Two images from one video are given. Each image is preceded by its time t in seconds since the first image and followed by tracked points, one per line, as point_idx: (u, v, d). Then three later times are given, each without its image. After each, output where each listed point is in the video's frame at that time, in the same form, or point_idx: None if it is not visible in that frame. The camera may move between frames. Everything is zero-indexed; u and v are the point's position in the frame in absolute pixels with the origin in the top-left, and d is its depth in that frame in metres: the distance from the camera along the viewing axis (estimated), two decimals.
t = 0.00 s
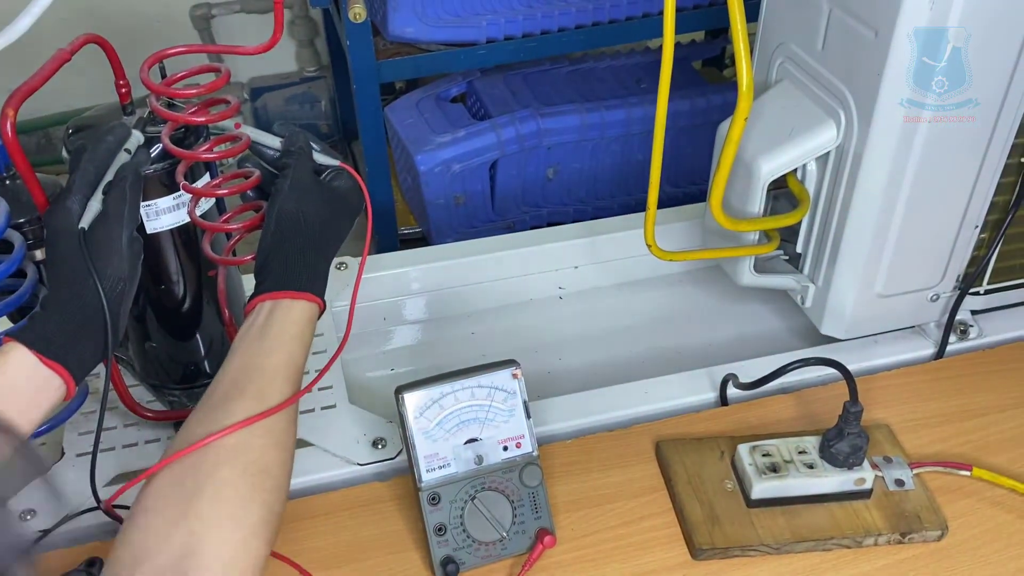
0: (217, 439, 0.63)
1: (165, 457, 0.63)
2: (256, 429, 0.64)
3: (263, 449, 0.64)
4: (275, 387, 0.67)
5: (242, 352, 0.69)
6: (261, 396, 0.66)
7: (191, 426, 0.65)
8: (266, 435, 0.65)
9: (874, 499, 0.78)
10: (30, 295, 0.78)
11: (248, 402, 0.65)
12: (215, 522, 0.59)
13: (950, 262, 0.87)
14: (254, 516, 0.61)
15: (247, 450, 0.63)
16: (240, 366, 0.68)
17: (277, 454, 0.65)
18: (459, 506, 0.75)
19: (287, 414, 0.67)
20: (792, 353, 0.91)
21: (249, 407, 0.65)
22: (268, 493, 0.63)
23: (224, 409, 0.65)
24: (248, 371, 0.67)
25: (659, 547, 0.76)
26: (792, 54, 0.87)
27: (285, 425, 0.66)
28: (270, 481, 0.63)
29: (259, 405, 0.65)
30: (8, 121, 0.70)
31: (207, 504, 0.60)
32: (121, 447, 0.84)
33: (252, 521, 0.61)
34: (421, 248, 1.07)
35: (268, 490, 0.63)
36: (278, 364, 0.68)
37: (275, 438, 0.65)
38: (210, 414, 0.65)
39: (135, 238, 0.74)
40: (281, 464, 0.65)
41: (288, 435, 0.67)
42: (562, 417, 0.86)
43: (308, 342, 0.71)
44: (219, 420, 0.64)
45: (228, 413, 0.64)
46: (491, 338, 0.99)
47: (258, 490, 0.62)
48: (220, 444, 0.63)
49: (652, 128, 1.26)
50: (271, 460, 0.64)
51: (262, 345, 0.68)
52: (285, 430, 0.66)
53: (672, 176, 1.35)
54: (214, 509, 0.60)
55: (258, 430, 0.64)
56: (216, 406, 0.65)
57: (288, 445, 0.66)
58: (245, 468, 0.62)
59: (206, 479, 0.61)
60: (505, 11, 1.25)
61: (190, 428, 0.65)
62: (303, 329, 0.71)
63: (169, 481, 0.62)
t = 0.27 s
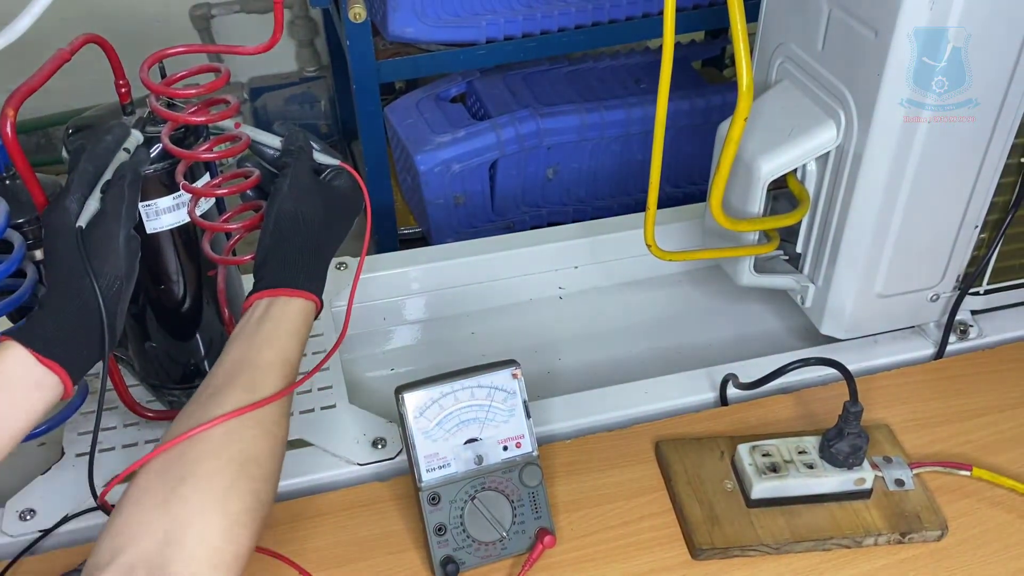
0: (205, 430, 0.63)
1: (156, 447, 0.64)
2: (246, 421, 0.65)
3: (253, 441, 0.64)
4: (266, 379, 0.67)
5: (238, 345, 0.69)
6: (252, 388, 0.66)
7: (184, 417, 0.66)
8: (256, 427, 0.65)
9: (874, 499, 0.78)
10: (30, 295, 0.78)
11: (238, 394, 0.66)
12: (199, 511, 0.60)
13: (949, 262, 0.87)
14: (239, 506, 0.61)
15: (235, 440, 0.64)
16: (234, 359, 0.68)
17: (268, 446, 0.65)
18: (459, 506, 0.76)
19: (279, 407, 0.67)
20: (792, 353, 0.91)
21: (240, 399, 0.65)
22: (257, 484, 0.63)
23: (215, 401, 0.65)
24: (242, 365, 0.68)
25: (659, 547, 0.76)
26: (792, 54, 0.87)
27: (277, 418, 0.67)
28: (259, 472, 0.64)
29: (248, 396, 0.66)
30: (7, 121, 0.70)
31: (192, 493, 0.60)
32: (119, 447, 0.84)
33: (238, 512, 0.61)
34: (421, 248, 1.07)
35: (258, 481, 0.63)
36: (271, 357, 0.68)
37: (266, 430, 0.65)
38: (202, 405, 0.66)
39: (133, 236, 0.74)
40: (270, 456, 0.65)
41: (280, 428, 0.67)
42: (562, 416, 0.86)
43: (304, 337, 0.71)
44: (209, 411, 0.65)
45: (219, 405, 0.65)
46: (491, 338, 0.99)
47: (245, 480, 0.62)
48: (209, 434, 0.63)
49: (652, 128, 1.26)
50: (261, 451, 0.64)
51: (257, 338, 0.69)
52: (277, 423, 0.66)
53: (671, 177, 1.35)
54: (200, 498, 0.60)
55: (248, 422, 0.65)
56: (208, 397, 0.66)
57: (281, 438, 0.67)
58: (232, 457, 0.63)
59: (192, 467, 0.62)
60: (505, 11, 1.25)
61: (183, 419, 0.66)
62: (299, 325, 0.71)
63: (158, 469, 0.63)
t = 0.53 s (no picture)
0: (193, 422, 0.63)
1: (148, 440, 0.64)
2: (235, 414, 0.64)
3: (243, 433, 0.64)
4: (259, 374, 0.67)
5: (234, 340, 0.70)
6: (243, 382, 0.66)
7: (178, 410, 0.66)
8: (244, 419, 0.65)
9: (874, 500, 0.78)
10: (30, 295, 0.78)
11: (229, 387, 0.66)
12: (183, 500, 0.60)
13: (950, 262, 0.87)
14: (225, 496, 0.61)
15: (224, 433, 0.64)
16: (230, 353, 0.69)
17: (259, 439, 0.65)
18: (459, 506, 0.75)
19: (273, 402, 0.67)
20: (791, 353, 0.92)
21: (231, 392, 0.65)
22: (245, 476, 0.63)
23: (208, 394, 0.66)
24: (237, 360, 0.68)
25: (659, 548, 0.76)
26: (793, 55, 0.87)
27: (270, 413, 0.67)
28: (248, 464, 0.63)
29: (239, 390, 0.66)
30: (8, 121, 0.70)
31: (178, 483, 0.61)
32: (119, 446, 0.84)
33: (225, 501, 0.61)
34: (421, 248, 1.07)
35: (246, 473, 0.63)
36: (265, 352, 0.68)
37: (255, 422, 0.65)
38: (196, 398, 0.66)
39: (130, 233, 0.73)
40: (260, 450, 0.65)
41: (273, 423, 0.66)
42: (562, 416, 0.86)
43: (300, 334, 0.71)
44: (201, 404, 0.65)
45: (211, 397, 0.65)
46: (491, 338, 0.99)
47: (231, 471, 0.62)
48: (198, 426, 0.63)
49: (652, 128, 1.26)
50: (249, 442, 0.64)
51: (253, 333, 0.69)
52: (268, 416, 0.66)
53: (672, 177, 1.35)
54: (183, 488, 0.60)
55: (237, 415, 0.64)
56: (202, 390, 0.67)
57: (274, 432, 0.66)
58: (220, 448, 0.63)
59: (180, 458, 0.62)
60: (505, 11, 1.25)
61: (176, 411, 0.66)
62: (295, 322, 0.71)
63: (149, 460, 0.63)
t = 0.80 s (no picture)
0: (196, 412, 0.63)
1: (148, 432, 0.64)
2: (238, 405, 0.64)
3: (245, 424, 0.64)
4: (262, 367, 0.67)
5: (239, 334, 0.70)
6: (247, 374, 0.66)
7: (180, 403, 0.66)
8: (246, 410, 0.64)
9: (878, 502, 0.78)
10: (36, 291, 0.78)
11: (232, 380, 0.66)
12: (182, 488, 0.59)
13: (957, 265, 0.87)
14: (224, 485, 0.61)
15: (226, 423, 0.63)
16: (234, 347, 0.69)
17: (261, 431, 0.64)
18: (462, 505, 0.76)
19: (277, 396, 0.67)
20: (797, 354, 0.92)
21: (234, 384, 0.65)
22: (245, 466, 0.62)
23: (211, 387, 0.66)
24: (241, 353, 0.68)
25: (662, 549, 0.76)
26: (799, 57, 0.87)
27: (273, 405, 0.66)
28: (248, 455, 0.63)
29: (242, 381, 0.66)
30: (15, 119, 0.70)
31: (178, 472, 0.60)
32: (123, 442, 0.84)
33: (224, 491, 0.60)
34: (427, 247, 1.07)
35: (246, 464, 0.62)
36: (269, 345, 0.68)
37: (257, 414, 0.65)
38: (199, 390, 0.66)
39: (132, 232, 0.73)
40: (262, 439, 0.64)
41: (275, 416, 0.66)
42: (567, 416, 0.86)
43: (305, 330, 0.71)
44: (204, 396, 0.65)
45: (214, 389, 0.65)
46: (495, 338, 0.99)
47: (231, 462, 0.62)
48: (201, 416, 0.63)
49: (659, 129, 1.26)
50: (251, 434, 0.64)
51: (257, 327, 0.69)
52: (271, 408, 0.66)
53: (678, 178, 1.35)
54: (183, 477, 0.60)
55: (239, 405, 0.64)
56: (206, 382, 0.67)
57: (275, 425, 0.66)
58: (221, 439, 0.62)
59: (181, 448, 0.62)
60: (512, 11, 1.25)
61: (179, 403, 0.66)
62: (299, 317, 0.71)
63: (150, 450, 0.63)
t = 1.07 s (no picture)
0: (215, 403, 0.63)
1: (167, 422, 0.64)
2: (258, 395, 0.64)
3: (265, 415, 0.64)
4: (284, 359, 0.68)
5: (261, 326, 0.70)
6: (268, 365, 0.67)
7: (200, 393, 0.66)
8: (266, 400, 0.64)
9: (896, 512, 0.77)
10: (63, 281, 0.80)
11: (254, 370, 0.66)
12: (201, 476, 0.60)
13: (982, 275, 0.86)
14: (241, 474, 0.61)
15: (246, 413, 0.63)
16: (255, 339, 0.69)
17: (281, 421, 0.65)
18: (477, 503, 0.76)
19: (297, 388, 0.67)
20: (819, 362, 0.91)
21: (254, 374, 0.66)
22: (263, 455, 0.62)
23: (232, 377, 0.66)
24: (262, 345, 0.68)
25: (676, 553, 0.75)
26: (827, 62, 0.86)
27: (293, 395, 0.66)
28: (267, 445, 0.63)
29: (263, 372, 0.66)
30: (47, 110, 0.71)
31: (197, 461, 0.60)
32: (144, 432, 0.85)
33: (242, 480, 0.61)
34: (448, 245, 1.08)
35: (265, 454, 0.63)
36: (290, 338, 0.69)
37: (277, 405, 0.65)
38: (219, 380, 0.66)
39: (156, 230, 0.74)
40: (281, 431, 0.65)
41: (295, 405, 0.66)
42: (585, 418, 0.86)
43: (326, 324, 0.72)
44: (225, 386, 0.65)
45: (235, 380, 0.66)
46: (514, 338, 1.00)
47: (250, 451, 0.62)
48: (220, 406, 0.63)
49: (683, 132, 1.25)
50: (270, 424, 0.64)
51: (279, 319, 0.70)
52: (290, 400, 0.66)
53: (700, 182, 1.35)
54: (202, 466, 0.60)
55: (259, 396, 0.64)
56: (227, 372, 0.67)
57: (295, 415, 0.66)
58: (241, 429, 0.62)
59: (200, 437, 0.62)
60: (538, 11, 1.24)
61: (199, 393, 0.66)
62: (321, 311, 0.72)
63: (170, 439, 0.63)
